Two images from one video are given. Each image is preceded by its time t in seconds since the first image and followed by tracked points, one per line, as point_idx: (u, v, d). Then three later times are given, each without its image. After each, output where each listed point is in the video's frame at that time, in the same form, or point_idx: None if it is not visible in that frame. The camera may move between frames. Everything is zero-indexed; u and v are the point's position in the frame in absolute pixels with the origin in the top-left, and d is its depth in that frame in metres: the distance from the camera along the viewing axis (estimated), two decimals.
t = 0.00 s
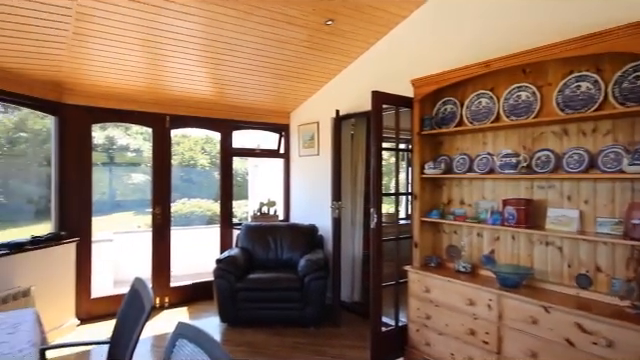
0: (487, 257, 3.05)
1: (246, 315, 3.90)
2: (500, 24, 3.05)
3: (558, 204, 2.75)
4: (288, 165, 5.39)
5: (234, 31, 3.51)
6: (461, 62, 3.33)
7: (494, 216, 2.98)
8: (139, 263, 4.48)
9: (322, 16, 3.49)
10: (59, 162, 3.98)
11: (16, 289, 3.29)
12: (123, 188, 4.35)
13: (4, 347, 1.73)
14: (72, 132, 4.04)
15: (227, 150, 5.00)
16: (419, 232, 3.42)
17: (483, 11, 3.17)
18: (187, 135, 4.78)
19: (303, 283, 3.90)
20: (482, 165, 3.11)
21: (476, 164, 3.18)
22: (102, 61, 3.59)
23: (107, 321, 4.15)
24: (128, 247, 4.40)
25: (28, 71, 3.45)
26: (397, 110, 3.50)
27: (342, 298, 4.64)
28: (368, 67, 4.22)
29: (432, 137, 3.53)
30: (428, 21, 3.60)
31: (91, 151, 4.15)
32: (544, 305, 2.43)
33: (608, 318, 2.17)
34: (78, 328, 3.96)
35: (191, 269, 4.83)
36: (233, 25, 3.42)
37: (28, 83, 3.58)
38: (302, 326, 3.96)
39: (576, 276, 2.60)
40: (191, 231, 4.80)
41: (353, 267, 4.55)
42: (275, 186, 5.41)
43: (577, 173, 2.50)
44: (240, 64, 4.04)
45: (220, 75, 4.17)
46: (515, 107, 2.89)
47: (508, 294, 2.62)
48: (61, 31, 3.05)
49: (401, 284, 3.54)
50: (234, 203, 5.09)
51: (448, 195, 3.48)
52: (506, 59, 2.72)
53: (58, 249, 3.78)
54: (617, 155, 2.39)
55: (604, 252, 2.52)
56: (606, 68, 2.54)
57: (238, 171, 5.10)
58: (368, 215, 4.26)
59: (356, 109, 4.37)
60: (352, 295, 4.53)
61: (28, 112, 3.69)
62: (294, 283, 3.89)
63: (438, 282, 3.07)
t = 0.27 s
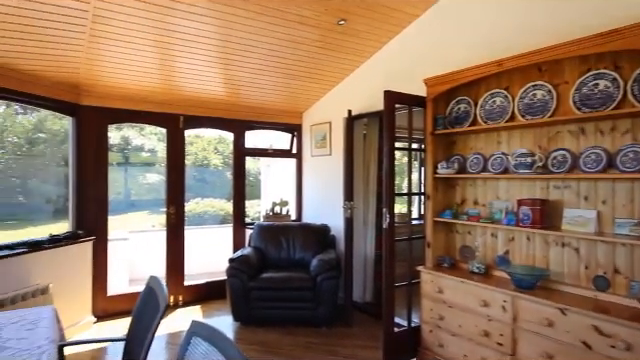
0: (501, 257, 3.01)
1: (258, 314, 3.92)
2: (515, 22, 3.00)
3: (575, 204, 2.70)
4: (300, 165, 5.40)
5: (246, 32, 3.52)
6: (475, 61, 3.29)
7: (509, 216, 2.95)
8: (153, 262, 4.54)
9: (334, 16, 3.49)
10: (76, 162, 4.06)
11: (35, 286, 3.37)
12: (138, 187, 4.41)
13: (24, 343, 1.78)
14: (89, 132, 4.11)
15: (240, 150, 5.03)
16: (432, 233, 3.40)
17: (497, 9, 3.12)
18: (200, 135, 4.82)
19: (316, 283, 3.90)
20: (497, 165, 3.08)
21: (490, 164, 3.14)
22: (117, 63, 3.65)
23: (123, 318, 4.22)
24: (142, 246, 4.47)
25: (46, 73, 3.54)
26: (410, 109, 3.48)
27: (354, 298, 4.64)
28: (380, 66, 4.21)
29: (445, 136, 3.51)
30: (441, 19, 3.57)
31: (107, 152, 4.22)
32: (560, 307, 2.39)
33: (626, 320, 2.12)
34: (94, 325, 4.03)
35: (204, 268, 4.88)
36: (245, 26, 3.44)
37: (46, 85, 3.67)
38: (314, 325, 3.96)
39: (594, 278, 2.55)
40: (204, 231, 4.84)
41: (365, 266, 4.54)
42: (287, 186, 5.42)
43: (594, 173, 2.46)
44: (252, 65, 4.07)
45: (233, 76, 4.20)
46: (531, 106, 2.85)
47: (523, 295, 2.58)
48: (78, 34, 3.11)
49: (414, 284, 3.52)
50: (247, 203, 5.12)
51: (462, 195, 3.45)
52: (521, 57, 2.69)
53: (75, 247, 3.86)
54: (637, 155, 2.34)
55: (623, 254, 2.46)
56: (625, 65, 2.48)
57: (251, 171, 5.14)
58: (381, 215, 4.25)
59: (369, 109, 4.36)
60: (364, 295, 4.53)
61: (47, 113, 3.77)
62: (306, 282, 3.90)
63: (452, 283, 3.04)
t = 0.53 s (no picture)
0: (516, 259, 2.97)
1: (271, 313, 3.94)
2: (530, 19, 2.96)
3: (593, 205, 2.65)
4: (313, 165, 5.41)
5: (259, 32, 3.54)
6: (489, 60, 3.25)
7: (524, 217, 2.91)
8: (168, 260, 4.59)
9: (348, 16, 3.48)
10: (93, 162, 4.14)
11: (53, 284, 3.45)
12: (152, 187, 4.47)
13: (44, 339, 1.82)
14: (105, 133, 4.18)
15: (253, 150, 5.06)
16: (446, 233, 3.37)
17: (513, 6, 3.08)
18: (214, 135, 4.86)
19: (328, 283, 3.91)
20: (512, 165, 3.04)
21: (505, 164, 3.11)
22: (133, 64, 3.71)
23: (138, 316, 4.28)
24: (157, 245, 4.52)
25: (64, 75, 3.62)
26: (424, 109, 3.46)
27: (367, 298, 4.63)
28: (393, 65, 4.19)
29: (459, 136, 3.47)
30: (455, 18, 3.53)
31: (123, 152, 4.29)
32: (578, 310, 2.35)
33: None
34: (111, 322, 4.10)
35: (217, 267, 4.92)
36: (258, 26, 3.46)
37: (64, 86, 3.75)
38: (327, 325, 3.96)
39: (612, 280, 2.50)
40: (218, 230, 4.88)
41: (377, 267, 4.53)
42: (300, 186, 5.43)
43: (613, 174, 2.40)
44: (265, 65, 4.08)
45: (246, 76, 4.23)
46: (547, 105, 2.80)
47: (539, 297, 2.54)
48: (95, 36, 3.16)
49: (427, 285, 3.50)
50: (260, 203, 5.15)
51: (476, 195, 3.41)
52: (537, 55, 2.65)
53: (92, 245, 3.93)
54: None
55: None
56: None
57: (264, 171, 5.16)
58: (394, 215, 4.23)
59: (382, 108, 4.34)
60: (377, 296, 4.52)
61: (64, 114, 3.85)
62: (319, 282, 3.90)
63: (466, 284, 3.02)
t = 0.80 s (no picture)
0: (533, 260, 2.92)
1: (285, 312, 3.95)
2: (548, 16, 2.90)
3: (613, 206, 2.59)
4: (326, 165, 5.42)
5: (273, 32, 3.55)
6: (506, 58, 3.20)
7: (541, 218, 2.87)
8: (183, 259, 4.65)
9: (362, 15, 3.47)
10: (110, 162, 4.21)
11: (72, 281, 3.54)
12: (168, 187, 4.53)
13: (64, 335, 1.86)
14: (123, 133, 4.26)
15: (267, 150, 5.09)
16: (461, 234, 3.33)
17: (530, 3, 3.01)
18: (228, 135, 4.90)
19: (342, 283, 3.90)
20: (529, 165, 2.99)
21: (521, 163, 3.06)
22: (150, 65, 3.76)
23: (155, 314, 4.34)
24: (173, 244, 4.58)
25: (83, 77, 3.71)
26: (438, 108, 3.43)
27: (381, 299, 4.61)
28: (407, 65, 4.16)
29: (475, 135, 3.43)
30: (470, 15, 3.48)
31: (139, 152, 4.36)
32: (598, 313, 2.29)
33: None
34: (128, 319, 4.17)
35: (232, 266, 4.96)
36: (272, 26, 3.47)
37: (83, 88, 3.83)
38: (341, 325, 3.96)
39: (634, 283, 2.44)
40: (232, 229, 4.92)
41: (391, 267, 4.52)
42: (314, 185, 5.44)
43: (634, 174, 2.35)
44: (280, 65, 4.10)
45: (260, 76, 4.25)
46: (566, 104, 2.75)
47: (557, 299, 2.50)
48: (112, 39, 3.22)
49: (442, 285, 3.47)
50: (273, 202, 5.17)
51: (492, 195, 3.37)
52: (556, 53, 2.60)
53: (110, 244, 4.00)
54: None
55: None
56: None
57: (278, 171, 5.19)
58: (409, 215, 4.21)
59: (396, 108, 4.31)
60: (391, 296, 4.51)
61: (83, 115, 3.94)
62: (333, 282, 3.90)
63: (481, 285, 2.98)
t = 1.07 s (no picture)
0: (553, 261, 2.86)
1: (300, 312, 3.97)
2: (569, 12, 2.84)
3: (637, 207, 2.52)
4: (342, 165, 5.42)
5: (288, 33, 3.56)
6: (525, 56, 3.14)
7: (562, 219, 2.78)
8: (200, 258, 4.70)
9: (378, 14, 3.46)
10: (130, 162, 4.29)
11: (93, 279, 3.63)
12: (185, 186, 4.59)
13: (86, 331, 1.90)
14: (142, 134, 4.34)
15: (282, 150, 5.11)
16: (479, 235, 3.29)
17: None
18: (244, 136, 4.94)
19: (358, 283, 3.89)
20: (549, 164, 2.93)
21: (541, 163, 3.00)
22: (168, 67, 3.82)
23: (173, 312, 4.41)
24: (191, 243, 4.64)
25: (103, 79, 3.79)
26: (455, 107, 3.39)
27: (397, 299, 4.59)
28: (423, 64, 4.12)
29: (493, 135, 3.38)
30: (489, 13, 3.43)
31: (158, 152, 4.42)
32: (621, 317, 2.23)
33: None
34: (147, 317, 4.25)
35: (248, 265, 4.99)
36: (288, 27, 3.48)
37: (103, 90, 3.91)
38: (356, 325, 3.96)
39: None
40: (248, 229, 4.96)
41: (407, 267, 4.49)
42: (329, 185, 5.45)
43: None
44: (295, 65, 4.11)
45: (276, 77, 4.27)
46: (587, 102, 2.68)
47: (579, 302, 2.44)
48: (132, 41, 3.28)
49: (459, 287, 3.43)
50: (289, 202, 5.20)
51: (510, 195, 3.32)
52: (577, 50, 2.54)
53: (129, 242, 4.08)
54: None
55: None
56: None
57: (293, 171, 5.21)
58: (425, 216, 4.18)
59: (412, 107, 4.28)
60: (407, 297, 4.48)
61: (103, 116, 4.02)
62: (348, 282, 3.89)
63: (499, 286, 2.94)
